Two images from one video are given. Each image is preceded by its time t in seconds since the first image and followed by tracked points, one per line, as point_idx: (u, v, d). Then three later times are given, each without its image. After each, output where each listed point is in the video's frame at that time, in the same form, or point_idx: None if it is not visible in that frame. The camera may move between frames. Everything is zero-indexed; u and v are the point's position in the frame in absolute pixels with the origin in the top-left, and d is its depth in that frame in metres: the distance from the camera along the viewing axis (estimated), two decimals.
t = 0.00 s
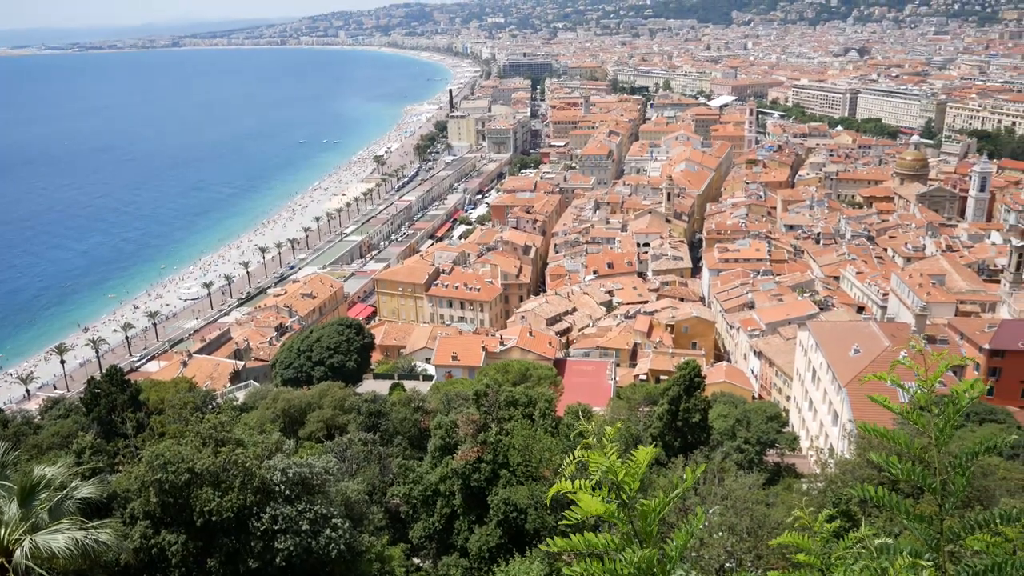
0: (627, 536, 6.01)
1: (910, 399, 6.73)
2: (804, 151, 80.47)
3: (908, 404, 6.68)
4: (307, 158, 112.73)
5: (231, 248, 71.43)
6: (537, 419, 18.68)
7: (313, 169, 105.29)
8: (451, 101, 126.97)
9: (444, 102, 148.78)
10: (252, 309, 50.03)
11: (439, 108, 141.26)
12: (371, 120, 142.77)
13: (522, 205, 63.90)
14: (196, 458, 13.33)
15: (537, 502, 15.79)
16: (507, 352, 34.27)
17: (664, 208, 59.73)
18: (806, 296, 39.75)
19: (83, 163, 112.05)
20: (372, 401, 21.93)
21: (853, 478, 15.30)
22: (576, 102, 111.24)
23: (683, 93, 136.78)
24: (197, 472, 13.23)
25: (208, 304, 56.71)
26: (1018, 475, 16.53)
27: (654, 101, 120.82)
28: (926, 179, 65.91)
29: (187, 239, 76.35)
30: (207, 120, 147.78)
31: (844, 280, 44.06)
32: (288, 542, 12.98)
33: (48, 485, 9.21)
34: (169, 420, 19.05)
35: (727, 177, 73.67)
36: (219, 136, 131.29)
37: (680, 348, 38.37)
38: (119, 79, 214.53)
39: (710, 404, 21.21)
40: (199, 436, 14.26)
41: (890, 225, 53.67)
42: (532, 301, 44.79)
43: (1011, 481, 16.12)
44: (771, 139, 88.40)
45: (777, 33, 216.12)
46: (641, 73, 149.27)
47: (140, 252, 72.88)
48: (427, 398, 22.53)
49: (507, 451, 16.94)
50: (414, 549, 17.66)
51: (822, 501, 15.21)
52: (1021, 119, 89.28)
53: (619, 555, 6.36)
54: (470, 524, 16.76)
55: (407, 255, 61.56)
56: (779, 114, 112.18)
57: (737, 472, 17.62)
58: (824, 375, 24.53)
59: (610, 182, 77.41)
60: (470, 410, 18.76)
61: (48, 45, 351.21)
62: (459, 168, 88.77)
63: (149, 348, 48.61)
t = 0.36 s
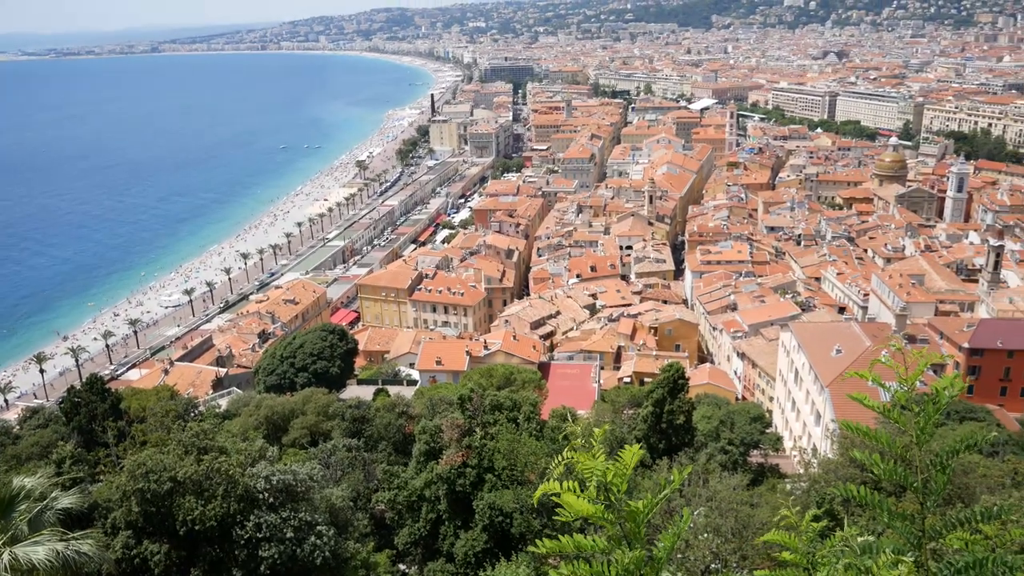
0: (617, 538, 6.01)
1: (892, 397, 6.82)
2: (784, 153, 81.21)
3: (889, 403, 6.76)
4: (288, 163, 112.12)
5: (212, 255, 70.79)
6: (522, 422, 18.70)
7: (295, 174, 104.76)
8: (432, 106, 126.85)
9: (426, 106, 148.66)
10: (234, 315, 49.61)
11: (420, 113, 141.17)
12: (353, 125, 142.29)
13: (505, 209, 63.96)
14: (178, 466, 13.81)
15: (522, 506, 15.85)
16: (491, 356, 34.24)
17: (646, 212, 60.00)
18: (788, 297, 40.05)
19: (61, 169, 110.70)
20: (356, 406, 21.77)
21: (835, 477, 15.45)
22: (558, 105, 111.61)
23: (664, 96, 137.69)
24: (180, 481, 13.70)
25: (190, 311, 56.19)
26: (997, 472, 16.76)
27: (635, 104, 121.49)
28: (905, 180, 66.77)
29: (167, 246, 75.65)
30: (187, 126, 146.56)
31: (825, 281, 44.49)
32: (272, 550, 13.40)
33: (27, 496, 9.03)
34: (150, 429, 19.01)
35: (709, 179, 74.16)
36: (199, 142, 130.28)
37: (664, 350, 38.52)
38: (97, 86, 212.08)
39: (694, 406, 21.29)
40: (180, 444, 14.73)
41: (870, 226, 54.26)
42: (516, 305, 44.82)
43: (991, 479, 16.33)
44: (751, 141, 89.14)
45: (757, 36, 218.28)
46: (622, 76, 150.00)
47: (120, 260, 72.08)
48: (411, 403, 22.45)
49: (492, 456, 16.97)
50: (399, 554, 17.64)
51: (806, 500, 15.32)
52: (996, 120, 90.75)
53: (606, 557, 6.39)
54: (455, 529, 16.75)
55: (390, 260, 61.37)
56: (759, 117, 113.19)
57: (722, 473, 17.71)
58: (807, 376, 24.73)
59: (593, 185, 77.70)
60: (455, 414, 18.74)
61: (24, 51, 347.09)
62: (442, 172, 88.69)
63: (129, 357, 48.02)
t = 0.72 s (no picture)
0: (607, 537, 6.00)
1: (876, 397, 6.88)
2: (766, 156, 81.77)
3: (873, 402, 6.80)
4: (271, 168, 111.57)
5: (194, 260, 70.20)
6: (508, 426, 18.70)
7: (279, 179, 104.27)
8: (415, 110, 126.61)
9: (409, 111, 148.43)
10: (217, 321, 49.19)
11: (403, 117, 140.92)
12: (335, 129, 141.69)
13: (489, 213, 63.95)
14: (162, 474, 14.05)
15: (507, 510, 15.87)
16: (476, 360, 34.15)
17: (630, 214, 60.21)
18: (772, 298, 40.35)
19: (41, 175, 109.53)
20: (340, 411, 21.62)
21: (820, 477, 15.55)
22: (541, 109, 111.82)
23: (646, 99, 138.35)
24: (163, 488, 13.96)
25: (173, 317, 55.65)
26: (979, 471, 16.92)
27: (618, 107, 121.92)
28: (886, 182, 67.46)
29: (150, 252, 75.01)
30: (168, 131, 145.48)
31: (808, 282, 44.83)
32: (258, 556, 13.78)
33: (9, 506, 9.20)
34: (132, 436, 18.94)
35: (692, 182, 74.50)
36: (181, 147, 129.35)
37: (649, 352, 38.62)
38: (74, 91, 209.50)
39: (679, 408, 21.39)
40: (164, 452, 15.02)
41: (852, 227, 54.76)
42: (500, 308, 44.78)
43: (974, 478, 16.51)
44: (733, 144, 89.69)
45: (738, 39, 219.91)
46: (604, 80, 150.55)
47: (101, 265, 71.35)
48: (396, 408, 22.33)
49: (477, 459, 16.96)
50: (385, 560, 17.61)
51: (792, 501, 15.40)
52: (974, 122, 91.98)
53: (596, 557, 6.38)
54: (441, 534, 16.75)
55: (374, 265, 61.12)
56: (741, 120, 113.97)
57: (708, 474, 17.76)
58: (790, 377, 24.90)
59: (576, 188, 77.86)
60: (440, 418, 18.72)
61: None
62: (425, 176, 88.51)
63: (111, 363, 47.43)
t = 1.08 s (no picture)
0: (593, 541, 6.02)
1: (856, 401, 6.94)
2: (749, 160, 82.30)
3: (855, 404, 6.84)
4: (255, 172, 111.14)
5: (178, 266, 69.62)
6: (493, 430, 18.71)
7: (263, 183, 103.86)
8: (400, 114, 126.49)
9: (393, 115, 148.24)
10: (201, 326, 48.77)
11: (388, 121, 140.76)
12: (320, 133, 141.32)
13: (474, 217, 63.94)
14: (145, 482, 14.16)
15: (493, 514, 15.86)
16: (461, 365, 34.08)
17: (614, 219, 60.40)
18: (755, 302, 40.57)
19: (23, 179, 108.54)
20: (325, 417, 21.46)
21: (805, 480, 15.68)
22: (525, 113, 112.00)
23: (630, 104, 139.04)
24: (146, 495, 14.06)
25: (156, 322, 55.13)
26: (961, 472, 17.09)
27: (603, 112, 122.36)
28: (868, 185, 68.11)
29: (134, 257, 74.43)
30: (151, 135, 144.54)
31: (791, 286, 45.17)
32: (242, 563, 13.79)
33: None
34: (115, 443, 18.84)
35: (676, 186, 74.82)
36: (164, 151, 128.53)
37: (634, 356, 38.70)
38: (55, 95, 207.76)
39: (664, 411, 21.50)
40: (149, 459, 15.13)
41: (835, 231, 55.25)
42: (486, 313, 44.75)
43: (956, 479, 16.66)
44: (717, 148, 90.24)
45: (721, 44, 221.45)
46: (589, 84, 151.12)
47: (84, 270, 70.66)
48: (381, 413, 22.23)
49: (463, 464, 16.97)
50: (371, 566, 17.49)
51: (777, 504, 15.48)
52: (955, 126, 93.14)
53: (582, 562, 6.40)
54: (427, 539, 16.70)
55: (359, 269, 60.88)
56: (725, 124, 114.75)
57: (694, 479, 17.81)
58: (775, 380, 25.07)
59: (561, 193, 78.05)
60: (427, 422, 18.69)
61: None
62: (410, 181, 88.32)
63: (94, 370, 46.90)
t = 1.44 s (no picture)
0: (578, 551, 6.04)
1: (838, 406, 7.00)
2: (732, 168, 82.93)
3: (834, 411, 6.92)
4: (237, 180, 110.55)
5: (160, 274, 68.98)
6: (477, 438, 18.68)
7: (246, 191, 103.30)
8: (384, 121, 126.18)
9: (377, 123, 148.07)
10: (183, 335, 48.33)
11: (372, 129, 140.56)
12: (304, 141, 140.89)
13: (458, 225, 63.91)
14: (126, 492, 14.24)
15: (478, 522, 15.84)
16: (446, 372, 34.00)
17: (598, 226, 60.57)
18: (739, 308, 40.82)
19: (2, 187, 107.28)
20: (309, 426, 21.31)
21: (788, 486, 15.76)
22: (509, 121, 112.26)
23: (614, 112, 139.75)
24: (127, 506, 14.15)
25: (137, 331, 54.54)
26: (943, 477, 17.24)
27: (586, 120, 122.95)
28: (849, 194, 68.80)
29: (115, 265, 73.70)
30: (132, 142, 143.38)
31: (774, 293, 45.51)
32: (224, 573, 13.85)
33: None
34: (96, 453, 18.72)
35: (660, 194, 75.24)
36: (145, 158, 127.56)
37: (619, 363, 38.77)
38: (36, 101, 205.88)
39: (648, 418, 21.59)
40: (130, 470, 15.17)
41: (817, 238, 55.72)
42: (470, 320, 44.69)
43: (937, 484, 16.82)
44: (700, 156, 90.89)
45: (704, 53, 223.29)
46: (572, 93, 151.81)
47: (65, 279, 69.93)
48: (365, 421, 22.12)
49: (448, 472, 16.94)
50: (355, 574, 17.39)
51: (761, 510, 15.54)
52: (934, 135, 94.36)
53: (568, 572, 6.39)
54: (412, 549, 16.64)
55: (343, 277, 60.61)
56: (707, 133, 115.58)
57: (678, 485, 17.86)
58: (758, 387, 25.25)
59: (545, 201, 78.23)
60: (411, 431, 18.65)
61: None
62: (394, 189, 88.17)
63: (75, 379, 46.30)
